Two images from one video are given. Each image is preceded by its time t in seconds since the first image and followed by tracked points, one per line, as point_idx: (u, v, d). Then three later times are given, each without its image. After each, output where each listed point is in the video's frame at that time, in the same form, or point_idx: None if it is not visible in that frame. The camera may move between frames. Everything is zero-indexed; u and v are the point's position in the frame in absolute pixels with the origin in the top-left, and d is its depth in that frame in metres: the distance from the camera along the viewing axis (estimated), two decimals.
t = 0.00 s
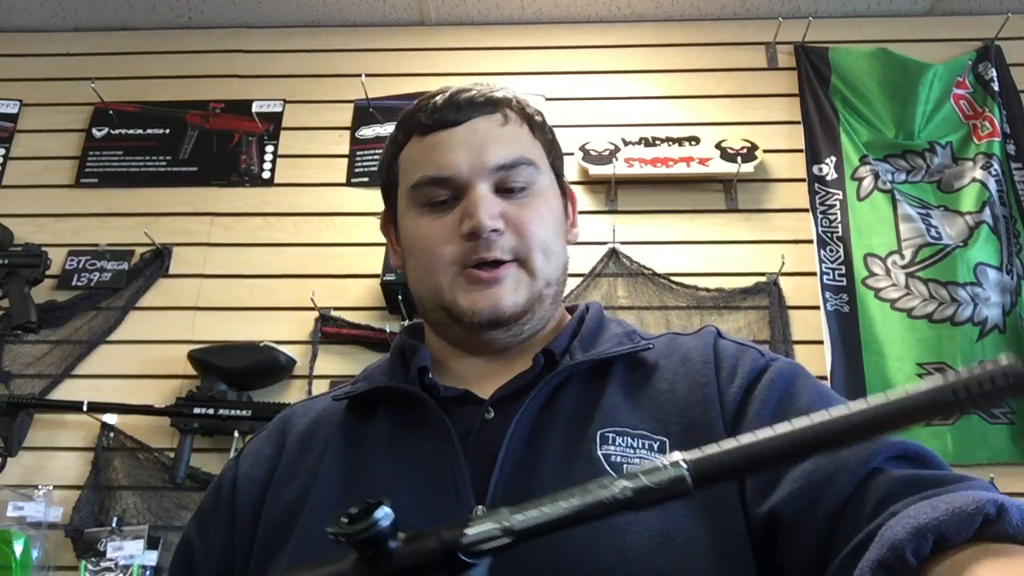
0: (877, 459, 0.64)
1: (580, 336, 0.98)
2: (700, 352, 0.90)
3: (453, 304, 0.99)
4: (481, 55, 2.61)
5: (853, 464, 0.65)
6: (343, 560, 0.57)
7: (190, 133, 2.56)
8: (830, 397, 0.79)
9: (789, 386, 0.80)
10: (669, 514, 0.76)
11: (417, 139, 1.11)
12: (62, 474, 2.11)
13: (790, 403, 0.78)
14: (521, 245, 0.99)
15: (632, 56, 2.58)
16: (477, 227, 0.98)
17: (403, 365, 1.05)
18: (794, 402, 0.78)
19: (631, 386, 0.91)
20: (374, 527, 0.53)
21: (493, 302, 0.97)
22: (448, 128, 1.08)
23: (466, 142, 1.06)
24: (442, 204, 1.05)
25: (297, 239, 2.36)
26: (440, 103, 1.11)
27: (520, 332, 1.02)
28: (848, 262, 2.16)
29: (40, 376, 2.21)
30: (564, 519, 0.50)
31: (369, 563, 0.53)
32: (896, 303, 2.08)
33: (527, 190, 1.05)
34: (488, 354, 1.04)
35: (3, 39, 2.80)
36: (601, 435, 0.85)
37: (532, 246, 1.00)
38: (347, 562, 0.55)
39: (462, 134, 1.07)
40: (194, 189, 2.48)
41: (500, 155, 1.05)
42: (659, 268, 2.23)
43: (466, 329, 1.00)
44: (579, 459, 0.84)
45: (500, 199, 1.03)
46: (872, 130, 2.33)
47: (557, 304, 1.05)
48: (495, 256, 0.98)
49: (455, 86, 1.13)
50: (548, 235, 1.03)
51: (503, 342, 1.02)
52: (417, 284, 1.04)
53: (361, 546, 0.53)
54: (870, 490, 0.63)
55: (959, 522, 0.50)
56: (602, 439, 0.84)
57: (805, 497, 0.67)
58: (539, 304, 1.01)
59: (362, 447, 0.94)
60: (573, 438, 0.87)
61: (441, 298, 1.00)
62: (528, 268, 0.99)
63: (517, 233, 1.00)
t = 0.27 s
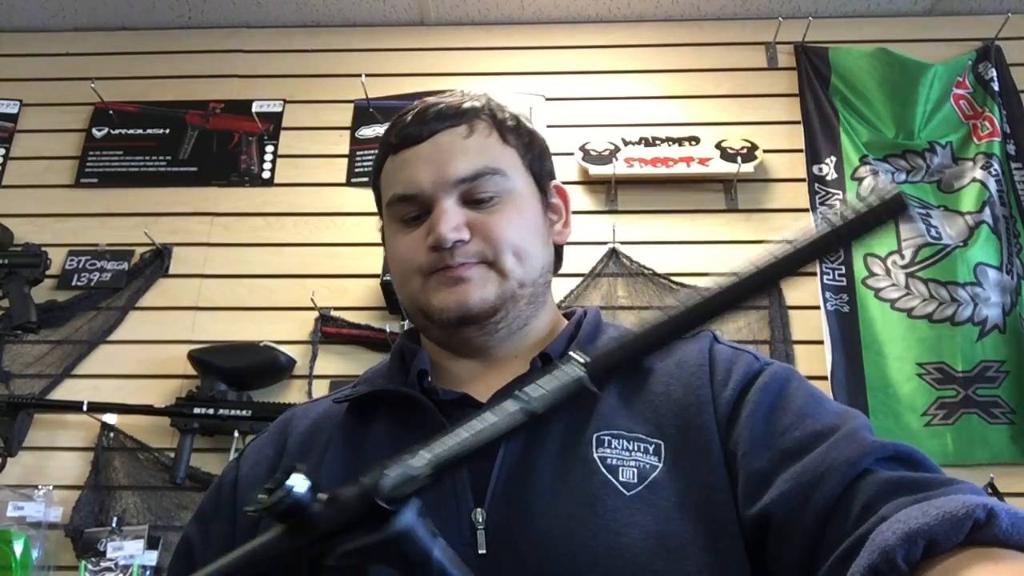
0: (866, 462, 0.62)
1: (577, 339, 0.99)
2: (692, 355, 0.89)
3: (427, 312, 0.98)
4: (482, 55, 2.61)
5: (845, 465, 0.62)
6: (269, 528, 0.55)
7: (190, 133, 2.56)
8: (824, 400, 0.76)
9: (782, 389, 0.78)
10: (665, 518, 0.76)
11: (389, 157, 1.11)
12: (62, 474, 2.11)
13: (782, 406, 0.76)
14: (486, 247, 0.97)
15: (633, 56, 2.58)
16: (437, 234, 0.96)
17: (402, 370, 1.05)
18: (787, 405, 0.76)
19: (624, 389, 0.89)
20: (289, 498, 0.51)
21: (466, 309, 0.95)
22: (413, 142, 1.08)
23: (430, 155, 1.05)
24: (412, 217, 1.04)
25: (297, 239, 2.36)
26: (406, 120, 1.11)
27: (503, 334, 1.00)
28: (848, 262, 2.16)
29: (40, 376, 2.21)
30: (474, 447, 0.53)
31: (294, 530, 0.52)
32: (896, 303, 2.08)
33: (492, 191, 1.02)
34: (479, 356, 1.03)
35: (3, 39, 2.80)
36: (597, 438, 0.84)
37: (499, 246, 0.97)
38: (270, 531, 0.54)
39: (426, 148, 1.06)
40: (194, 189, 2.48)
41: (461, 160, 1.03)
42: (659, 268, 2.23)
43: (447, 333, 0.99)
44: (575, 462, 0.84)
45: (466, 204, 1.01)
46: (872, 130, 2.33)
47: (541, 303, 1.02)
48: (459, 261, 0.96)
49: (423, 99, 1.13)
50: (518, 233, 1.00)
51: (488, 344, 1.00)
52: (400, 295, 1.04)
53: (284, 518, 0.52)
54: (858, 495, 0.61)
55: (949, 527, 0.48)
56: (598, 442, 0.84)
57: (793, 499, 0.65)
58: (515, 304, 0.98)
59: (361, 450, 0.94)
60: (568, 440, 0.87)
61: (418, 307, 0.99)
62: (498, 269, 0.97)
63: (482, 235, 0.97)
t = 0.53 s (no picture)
0: (853, 460, 0.62)
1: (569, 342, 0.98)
2: (682, 357, 0.89)
3: (414, 318, 0.98)
4: (482, 55, 2.61)
5: (833, 465, 0.62)
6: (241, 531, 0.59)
7: (190, 133, 2.56)
8: (812, 400, 0.76)
9: (771, 388, 0.78)
10: (655, 520, 0.76)
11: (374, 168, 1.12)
12: (62, 474, 2.11)
13: (770, 406, 0.75)
14: (469, 250, 0.97)
15: (633, 56, 2.58)
16: (419, 240, 0.97)
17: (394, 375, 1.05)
18: (775, 404, 0.75)
19: (615, 393, 0.91)
20: (258, 503, 0.54)
21: (451, 312, 0.95)
22: (396, 152, 1.09)
23: (410, 164, 1.05)
24: (398, 225, 1.05)
25: (297, 239, 2.36)
26: (388, 131, 1.12)
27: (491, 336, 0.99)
28: (848, 262, 2.16)
29: (40, 376, 2.21)
30: (434, 441, 0.51)
31: (265, 534, 0.55)
32: (896, 303, 2.08)
33: (474, 196, 1.03)
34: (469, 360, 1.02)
35: (3, 39, 2.80)
36: (586, 441, 0.84)
37: (482, 249, 0.97)
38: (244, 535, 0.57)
39: (407, 158, 1.07)
40: (194, 189, 2.48)
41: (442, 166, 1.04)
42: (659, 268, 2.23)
43: (435, 338, 0.99)
44: (565, 465, 0.84)
45: (448, 210, 1.02)
46: (872, 130, 2.33)
47: (529, 305, 1.02)
48: (443, 265, 0.96)
49: (405, 110, 1.14)
50: (501, 235, 1.00)
51: (478, 348, 1.00)
52: (389, 303, 1.05)
53: (255, 522, 0.55)
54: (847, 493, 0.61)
55: (939, 525, 0.48)
56: (588, 445, 0.84)
57: (782, 498, 0.65)
58: (502, 306, 0.98)
59: (355, 454, 0.94)
60: (559, 445, 0.87)
61: (405, 314, 0.99)
62: (482, 272, 0.97)
63: (465, 239, 0.98)
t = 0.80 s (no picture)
0: (849, 462, 0.61)
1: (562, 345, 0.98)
2: (676, 359, 0.89)
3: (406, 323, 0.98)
4: (482, 55, 2.61)
5: (826, 468, 0.62)
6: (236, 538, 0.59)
7: (190, 133, 2.56)
8: (806, 401, 0.76)
9: (765, 390, 0.77)
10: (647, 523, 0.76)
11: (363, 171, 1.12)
12: (62, 474, 2.11)
13: (765, 408, 0.75)
14: (458, 254, 0.97)
15: (634, 56, 2.58)
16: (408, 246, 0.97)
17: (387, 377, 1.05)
18: (769, 406, 0.75)
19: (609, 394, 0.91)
20: (254, 510, 0.54)
21: (442, 317, 0.95)
22: (383, 155, 1.08)
23: (398, 167, 1.05)
24: (387, 230, 1.05)
25: (297, 239, 2.36)
26: (375, 134, 1.12)
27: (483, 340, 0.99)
28: (848, 262, 2.16)
29: (40, 376, 2.21)
30: (427, 451, 0.51)
31: (261, 541, 0.55)
32: (896, 303, 2.08)
33: (461, 198, 1.03)
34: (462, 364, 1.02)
35: (3, 39, 2.80)
36: (579, 444, 0.84)
37: (470, 253, 0.97)
38: (240, 541, 0.57)
39: (394, 161, 1.06)
40: (194, 189, 2.48)
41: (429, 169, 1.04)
42: (659, 268, 2.23)
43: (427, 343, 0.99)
44: (558, 468, 0.84)
45: (436, 214, 1.01)
46: (872, 130, 2.33)
47: (521, 308, 1.02)
48: (432, 270, 0.96)
49: (392, 112, 1.13)
50: (490, 238, 1.00)
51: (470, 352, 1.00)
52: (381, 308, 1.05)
53: (252, 529, 0.55)
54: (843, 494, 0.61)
55: (935, 527, 0.48)
56: (581, 448, 0.84)
57: (777, 500, 0.65)
58: (492, 310, 0.98)
59: (350, 458, 0.94)
60: (552, 448, 0.87)
61: (397, 319, 1.00)
62: (472, 276, 0.97)
63: (453, 243, 0.98)
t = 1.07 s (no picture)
0: (841, 465, 0.61)
1: (558, 346, 0.97)
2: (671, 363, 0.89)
3: (404, 321, 0.98)
4: (482, 55, 2.61)
5: (821, 473, 0.62)
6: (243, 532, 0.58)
7: (190, 133, 2.56)
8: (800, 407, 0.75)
9: (758, 397, 0.77)
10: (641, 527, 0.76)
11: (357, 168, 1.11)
12: (62, 474, 2.11)
13: (759, 414, 0.75)
14: (457, 252, 0.97)
15: (634, 56, 2.58)
16: (407, 243, 0.97)
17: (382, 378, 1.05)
18: (763, 412, 0.75)
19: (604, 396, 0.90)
20: (264, 503, 0.54)
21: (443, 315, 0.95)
22: (379, 152, 1.08)
23: (393, 163, 1.05)
24: (383, 227, 1.04)
25: (297, 239, 2.36)
26: (370, 131, 1.11)
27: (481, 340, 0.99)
28: (848, 262, 2.16)
29: (40, 376, 2.21)
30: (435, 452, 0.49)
31: (268, 535, 0.55)
32: (896, 303, 2.08)
33: (459, 195, 1.03)
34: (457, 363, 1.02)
35: (3, 39, 2.81)
36: (574, 448, 0.84)
37: (470, 251, 0.98)
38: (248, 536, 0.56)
39: (388, 157, 1.06)
40: (194, 189, 2.48)
41: (427, 166, 1.03)
42: (659, 268, 2.23)
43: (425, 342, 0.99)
44: (553, 472, 0.84)
45: (434, 211, 1.01)
46: (872, 130, 2.33)
47: (518, 306, 1.02)
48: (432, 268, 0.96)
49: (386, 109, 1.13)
50: (488, 236, 1.00)
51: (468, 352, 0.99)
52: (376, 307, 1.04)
53: (260, 522, 0.54)
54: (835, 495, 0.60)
55: (934, 530, 0.48)
56: (576, 451, 0.84)
57: (772, 502, 0.65)
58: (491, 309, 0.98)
59: (345, 461, 0.94)
60: (547, 451, 0.87)
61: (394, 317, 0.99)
62: (471, 274, 0.97)
63: (453, 241, 0.98)
